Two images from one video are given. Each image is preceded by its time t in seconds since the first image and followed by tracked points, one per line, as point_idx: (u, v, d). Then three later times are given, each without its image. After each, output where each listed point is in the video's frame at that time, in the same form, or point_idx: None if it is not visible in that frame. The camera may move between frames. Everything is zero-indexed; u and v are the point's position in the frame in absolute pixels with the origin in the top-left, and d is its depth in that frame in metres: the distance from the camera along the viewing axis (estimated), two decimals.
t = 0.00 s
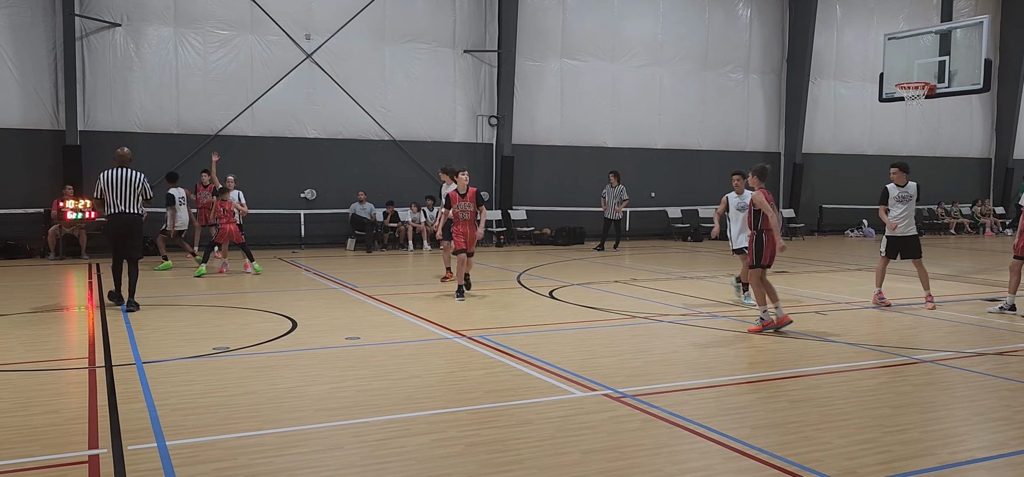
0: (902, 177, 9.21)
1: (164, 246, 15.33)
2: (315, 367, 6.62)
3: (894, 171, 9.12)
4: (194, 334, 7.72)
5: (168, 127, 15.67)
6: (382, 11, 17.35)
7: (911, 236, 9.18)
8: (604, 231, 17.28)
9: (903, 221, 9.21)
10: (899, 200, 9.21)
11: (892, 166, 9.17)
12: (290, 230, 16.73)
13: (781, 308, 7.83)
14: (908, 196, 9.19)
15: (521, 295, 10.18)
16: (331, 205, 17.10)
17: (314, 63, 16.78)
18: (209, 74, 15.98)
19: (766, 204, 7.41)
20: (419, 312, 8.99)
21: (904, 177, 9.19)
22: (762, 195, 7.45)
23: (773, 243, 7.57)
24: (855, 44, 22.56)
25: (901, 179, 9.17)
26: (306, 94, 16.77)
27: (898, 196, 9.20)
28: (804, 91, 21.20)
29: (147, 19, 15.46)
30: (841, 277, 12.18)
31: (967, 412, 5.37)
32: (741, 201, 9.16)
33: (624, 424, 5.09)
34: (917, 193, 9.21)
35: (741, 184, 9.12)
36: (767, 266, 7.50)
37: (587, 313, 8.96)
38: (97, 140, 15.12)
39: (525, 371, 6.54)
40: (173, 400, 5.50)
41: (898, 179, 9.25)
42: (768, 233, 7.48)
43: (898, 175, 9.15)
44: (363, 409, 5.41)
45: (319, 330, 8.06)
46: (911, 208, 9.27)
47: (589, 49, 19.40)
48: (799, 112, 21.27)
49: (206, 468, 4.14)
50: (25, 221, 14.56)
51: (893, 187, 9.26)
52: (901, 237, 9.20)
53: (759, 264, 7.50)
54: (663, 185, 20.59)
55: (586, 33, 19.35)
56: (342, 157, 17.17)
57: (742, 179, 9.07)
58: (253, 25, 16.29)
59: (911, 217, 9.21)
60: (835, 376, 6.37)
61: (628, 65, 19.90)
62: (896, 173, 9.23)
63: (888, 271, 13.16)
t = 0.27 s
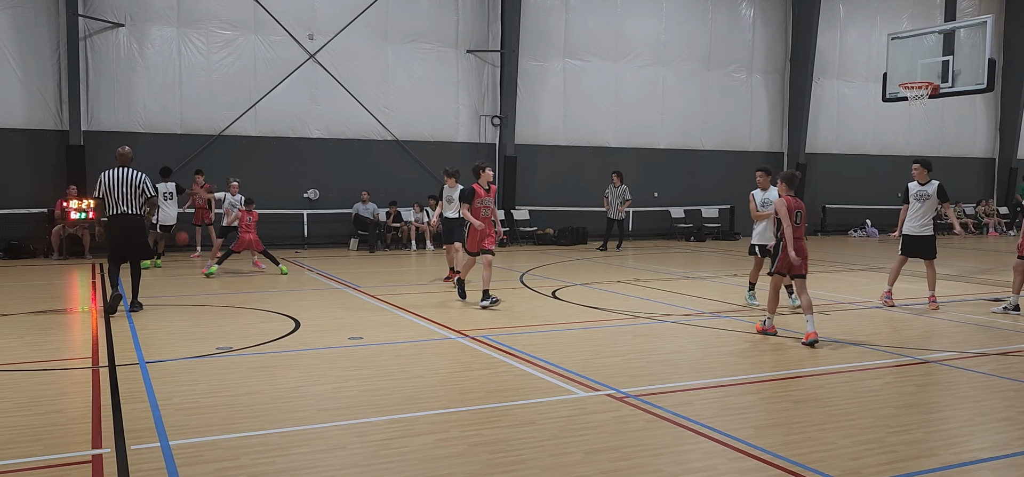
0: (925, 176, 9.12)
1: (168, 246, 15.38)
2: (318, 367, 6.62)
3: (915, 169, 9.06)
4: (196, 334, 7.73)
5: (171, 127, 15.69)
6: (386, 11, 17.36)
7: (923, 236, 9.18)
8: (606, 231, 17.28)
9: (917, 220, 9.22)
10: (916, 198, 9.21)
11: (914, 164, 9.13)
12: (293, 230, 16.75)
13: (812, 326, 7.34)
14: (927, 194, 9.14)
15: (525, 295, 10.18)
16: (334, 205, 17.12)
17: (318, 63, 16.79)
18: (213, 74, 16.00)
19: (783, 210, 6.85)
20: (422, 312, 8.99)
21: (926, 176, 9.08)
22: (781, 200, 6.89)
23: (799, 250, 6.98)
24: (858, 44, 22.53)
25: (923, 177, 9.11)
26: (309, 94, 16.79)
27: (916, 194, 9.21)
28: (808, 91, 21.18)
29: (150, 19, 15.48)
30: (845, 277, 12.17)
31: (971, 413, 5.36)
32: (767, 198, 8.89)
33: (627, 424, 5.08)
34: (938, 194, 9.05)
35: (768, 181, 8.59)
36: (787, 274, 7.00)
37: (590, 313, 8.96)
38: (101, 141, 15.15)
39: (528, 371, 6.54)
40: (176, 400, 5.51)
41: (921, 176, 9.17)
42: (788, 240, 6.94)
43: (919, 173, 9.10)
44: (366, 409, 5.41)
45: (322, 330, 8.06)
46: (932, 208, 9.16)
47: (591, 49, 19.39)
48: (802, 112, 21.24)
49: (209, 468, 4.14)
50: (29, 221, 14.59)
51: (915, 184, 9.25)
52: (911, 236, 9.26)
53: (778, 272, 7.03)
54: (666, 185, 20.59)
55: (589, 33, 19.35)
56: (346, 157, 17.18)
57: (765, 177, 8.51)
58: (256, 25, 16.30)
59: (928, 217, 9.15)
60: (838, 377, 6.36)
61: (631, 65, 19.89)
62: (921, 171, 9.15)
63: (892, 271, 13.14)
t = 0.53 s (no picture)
0: (940, 176, 9.11)
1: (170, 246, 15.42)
2: (320, 367, 6.62)
3: (930, 168, 9.06)
4: (199, 334, 7.73)
5: (174, 128, 15.70)
6: (387, 11, 17.36)
7: (931, 236, 9.20)
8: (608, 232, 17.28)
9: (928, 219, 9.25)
10: (929, 197, 9.24)
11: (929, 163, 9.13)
12: (295, 230, 16.75)
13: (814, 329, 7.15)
14: (939, 194, 9.14)
15: (527, 296, 10.19)
16: (336, 205, 17.12)
17: (319, 63, 16.79)
18: (215, 74, 16.01)
19: (799, 205, 6.68)
20: (424, 312, 8.99)
21: (940, 176, 9.06)
22: (800, 195, 6.72)
23: (819, 249, 6.67)
24: (861, 44, 22.51)
25: (936, 177, 9.11)
26: (312, 94, 16.79)
27: (930, 193, 9.23)
28: (810, 91, 21.16)
29: (153, 19, 15.50)
30: (847, 278, 12.16)
31: (974, 413, 5.36)
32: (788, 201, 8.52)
33: (630, 424, 5.08)
34: (950, 195, 9.04)
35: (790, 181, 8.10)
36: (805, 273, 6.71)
37: (592, 313, 8.96)
38: (103, 141, 15.17)
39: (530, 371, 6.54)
40: (178, 400, 5.51)
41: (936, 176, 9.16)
42: (806, 237, 6.71)
43: (933, 172, 9.11)
44: (369, 409, 5.41)
45: (324, 330, 8.06)
46: (944, 208, 9.15)
47: (593, 49, 19.39)
48: (804, 112, 21.22)
49: (212, 468, 4.14)
50: (32, 221, 14.62)
51: (929, 183, 9.27)
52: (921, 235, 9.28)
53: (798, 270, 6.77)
54: (668, 185, 20.59)
55: (591, 33, 19.35)
56: (348, 158, 17.19)
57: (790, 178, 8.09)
58: (259, 25, 16.31)
59: (938, 217, 9.16)
60: (841, 377, 6.36)
61: (633, 65, 19.89)
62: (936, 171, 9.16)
63: (894, 272, 13.13)
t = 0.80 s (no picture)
0: (948, 177, 9.10)
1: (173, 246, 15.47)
2: (322, 367, 6.62)
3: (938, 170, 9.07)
4: (200, 334, 7.73)
5: (176, 128, 15.71)
6: (389, 11, 17.38)
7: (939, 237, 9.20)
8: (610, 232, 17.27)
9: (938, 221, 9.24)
10: (936, 198, 9.24)
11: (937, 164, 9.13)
12: (297, 230, 16.75)
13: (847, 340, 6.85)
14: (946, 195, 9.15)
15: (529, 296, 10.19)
16: (338, 205, 17.12)
17: (321, 63, 16.79)
18: (217, 74, 16.02)
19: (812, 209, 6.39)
20: (425, 312, 8.99)
21: (948, 176, 9.05)
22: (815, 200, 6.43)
23: (837, 256, 6.31)
24: (863, 43, 22.49)
25: (944, 178, 9.11)
26: (313, 94, 16.80)
27: (938, 194, 9.24)
28: (812, 91, 21.14)
29: (155, 19, 15.51)
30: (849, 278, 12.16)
31: (976, 414, 5.35)
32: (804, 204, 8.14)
33: (631, 424, 5.08)
34: (957, 195, 9.03)
35: (807, 184, 7.73)
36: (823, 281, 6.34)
37: (594, 313, 8.96)
38: (106, 141, 15.20)
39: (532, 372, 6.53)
40: (180, 400, 5.51)
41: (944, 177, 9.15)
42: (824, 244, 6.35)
43: (941, 173, 9.11)
44: (371, 409, 5.42)
45: (325, 330, 8.06)
46: (951, 209, 9.14)
47: (595, 49, 19.38)
48: (806, 112, 21.20)
49: (214, 468, 4.15)
50: (35, 221, 14.63)
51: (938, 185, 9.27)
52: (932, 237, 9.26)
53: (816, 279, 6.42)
54: (670, 185, 20.58)
55: (593, 33, 19.35)
56: (350, 158, 17.20)
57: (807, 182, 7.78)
58: (261, 25, 16.32)
59: (945, 218, 9.16)
60: (843, 377, 6.35)
61: (635, 65, 19.88)
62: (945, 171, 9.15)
63: (897, 271, 13.12)
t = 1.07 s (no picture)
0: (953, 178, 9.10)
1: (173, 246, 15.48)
2: (323, 367, 6.62)
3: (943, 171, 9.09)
4: (202, 334, 7.74)
5: (178, 128, 15.73)
6: (390, 12, 17.38)
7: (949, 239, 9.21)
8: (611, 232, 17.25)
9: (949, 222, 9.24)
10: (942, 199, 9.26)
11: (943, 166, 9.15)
12: (298, 230, 16.74)
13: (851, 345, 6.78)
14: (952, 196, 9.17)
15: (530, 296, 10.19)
16: (339, 205, 17.12)
17: (322, 63, 16.80)
18: (219, 74, 16.03)
19: (835, 208, 6.28)
20: (427, 312, 8.99)
21: (953, 177, 9.05)
22: (836, 198, 6.32)
23: (859, 256, 6.22)
24: (864, 43, 22.48)
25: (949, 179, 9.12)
26: (315, 94, 16.80)
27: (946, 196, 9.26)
28: (813, 91, 21.12)
29: (156, 20, 15.52)
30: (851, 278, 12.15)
31: (978, 414, 5.35)
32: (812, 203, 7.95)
33: (633, 424, 5.08)
34: (962, 196, 9.05)
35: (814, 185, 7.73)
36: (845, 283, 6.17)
37: (595, 313, 8.96)
38: (107, 141, 15.22)
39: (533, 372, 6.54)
40: (182, 400, 5.52)
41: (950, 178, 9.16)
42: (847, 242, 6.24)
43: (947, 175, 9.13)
44: (372, 409, 5.42)
45: (327, 330, 8.07)
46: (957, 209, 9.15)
47: (595, 49, 19.38)
48: (807, 112, 21.19)
49: (216, 467, 4.15)
50: (36, 221, 14.63)
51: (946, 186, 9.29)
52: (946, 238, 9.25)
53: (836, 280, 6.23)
54: (671, 185, 20.58)
55: (594, 33, 19.35)
56: (351, 158, 17.20)
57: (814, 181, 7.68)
58: (262, 26, 16.32)
59: (954, 219, 9.17)
60: (844, 377, 6.35)
61: (635, 65, 19.88)
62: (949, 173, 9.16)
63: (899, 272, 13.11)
